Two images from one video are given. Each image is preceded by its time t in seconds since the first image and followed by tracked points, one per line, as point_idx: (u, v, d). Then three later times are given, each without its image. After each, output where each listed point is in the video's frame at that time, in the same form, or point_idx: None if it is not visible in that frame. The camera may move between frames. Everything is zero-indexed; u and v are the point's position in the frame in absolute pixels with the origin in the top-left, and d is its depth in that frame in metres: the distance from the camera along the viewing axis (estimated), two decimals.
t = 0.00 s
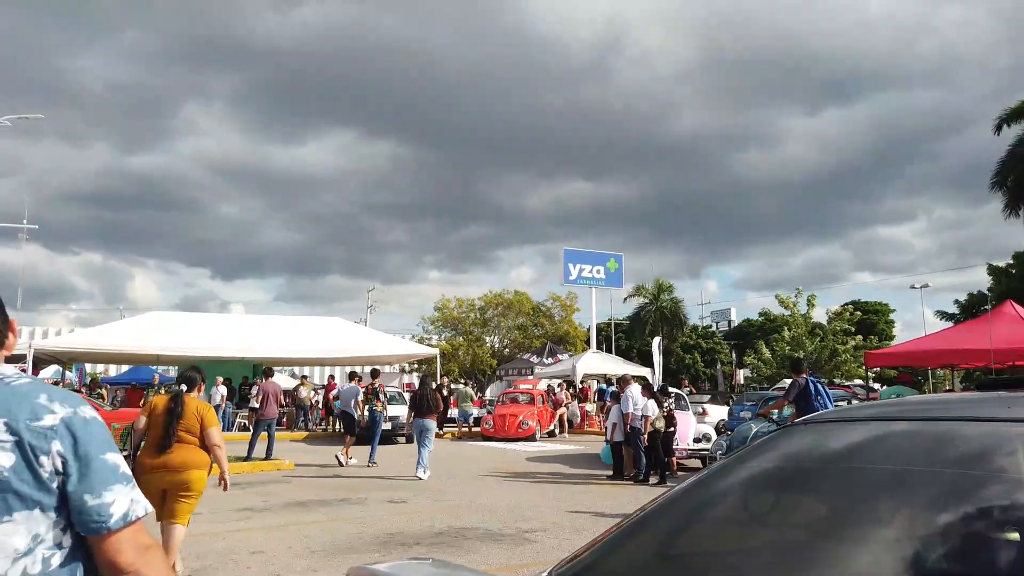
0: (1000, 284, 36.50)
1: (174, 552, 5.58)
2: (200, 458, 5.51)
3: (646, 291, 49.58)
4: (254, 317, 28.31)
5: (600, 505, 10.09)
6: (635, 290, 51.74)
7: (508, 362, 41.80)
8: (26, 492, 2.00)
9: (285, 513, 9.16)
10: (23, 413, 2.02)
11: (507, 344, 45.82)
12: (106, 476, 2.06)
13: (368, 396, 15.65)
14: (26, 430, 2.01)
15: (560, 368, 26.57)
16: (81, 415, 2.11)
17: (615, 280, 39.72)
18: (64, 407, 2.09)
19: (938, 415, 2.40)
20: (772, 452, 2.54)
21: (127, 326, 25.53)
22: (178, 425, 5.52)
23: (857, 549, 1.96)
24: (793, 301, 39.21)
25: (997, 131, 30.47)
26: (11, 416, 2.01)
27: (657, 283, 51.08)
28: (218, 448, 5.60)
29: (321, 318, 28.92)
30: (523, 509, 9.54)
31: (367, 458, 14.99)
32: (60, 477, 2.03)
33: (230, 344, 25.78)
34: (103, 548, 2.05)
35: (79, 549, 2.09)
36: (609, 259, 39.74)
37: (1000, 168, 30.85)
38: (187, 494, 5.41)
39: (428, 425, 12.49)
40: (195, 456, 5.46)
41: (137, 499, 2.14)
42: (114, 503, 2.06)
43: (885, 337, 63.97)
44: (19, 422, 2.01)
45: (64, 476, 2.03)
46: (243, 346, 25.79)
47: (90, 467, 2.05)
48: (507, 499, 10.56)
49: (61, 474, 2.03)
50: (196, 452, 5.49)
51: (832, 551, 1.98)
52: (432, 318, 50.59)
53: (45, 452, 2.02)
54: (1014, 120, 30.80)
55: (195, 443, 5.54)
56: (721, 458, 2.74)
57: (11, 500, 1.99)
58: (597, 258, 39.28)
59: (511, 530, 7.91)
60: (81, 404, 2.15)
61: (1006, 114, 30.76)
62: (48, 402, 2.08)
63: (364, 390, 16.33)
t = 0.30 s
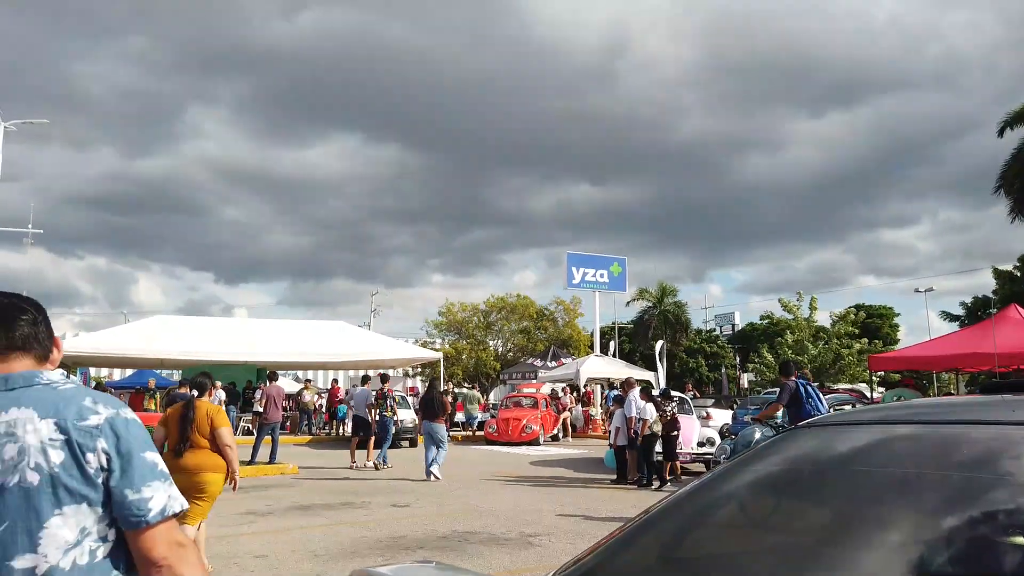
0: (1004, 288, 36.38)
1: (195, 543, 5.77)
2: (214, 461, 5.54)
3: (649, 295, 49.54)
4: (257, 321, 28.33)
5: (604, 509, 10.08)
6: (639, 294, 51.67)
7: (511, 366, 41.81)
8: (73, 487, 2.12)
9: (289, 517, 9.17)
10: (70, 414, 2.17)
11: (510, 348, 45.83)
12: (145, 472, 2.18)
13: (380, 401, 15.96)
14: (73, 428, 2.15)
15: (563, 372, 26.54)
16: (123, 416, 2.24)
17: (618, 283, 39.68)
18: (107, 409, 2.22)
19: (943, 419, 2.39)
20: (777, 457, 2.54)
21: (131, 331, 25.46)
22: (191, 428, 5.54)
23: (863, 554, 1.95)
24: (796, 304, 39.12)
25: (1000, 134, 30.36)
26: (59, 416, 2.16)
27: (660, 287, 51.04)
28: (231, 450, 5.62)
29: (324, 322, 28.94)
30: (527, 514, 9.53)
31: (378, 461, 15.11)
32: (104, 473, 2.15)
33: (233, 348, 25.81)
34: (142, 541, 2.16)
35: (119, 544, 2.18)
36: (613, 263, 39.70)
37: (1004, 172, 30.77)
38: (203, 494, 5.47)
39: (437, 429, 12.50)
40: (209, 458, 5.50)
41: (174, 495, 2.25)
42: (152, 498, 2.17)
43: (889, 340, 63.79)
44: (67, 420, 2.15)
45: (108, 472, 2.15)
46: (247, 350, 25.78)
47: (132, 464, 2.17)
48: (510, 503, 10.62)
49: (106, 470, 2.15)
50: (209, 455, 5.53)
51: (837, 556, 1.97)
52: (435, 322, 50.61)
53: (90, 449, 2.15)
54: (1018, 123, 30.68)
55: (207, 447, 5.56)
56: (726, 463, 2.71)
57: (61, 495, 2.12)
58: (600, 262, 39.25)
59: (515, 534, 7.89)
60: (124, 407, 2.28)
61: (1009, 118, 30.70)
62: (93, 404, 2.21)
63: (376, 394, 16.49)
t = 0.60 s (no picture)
0: (1009, 292, 36.24)
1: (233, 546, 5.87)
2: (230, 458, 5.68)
3: (653, 299, 49.51)
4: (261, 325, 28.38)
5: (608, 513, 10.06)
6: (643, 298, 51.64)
7: (514, 370, 41.81)
8: (167, 506, 2.10)
9: (293, 521, 9.18)
10: (170, 435, 2.14)
11: (514, 352, 45.86)
12: (229, 497, 2.16)
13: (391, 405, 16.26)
14: (171, 449, 2.12)
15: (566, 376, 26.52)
16: (217, 442, 2.21)
17: (622, 287, 39.66)
18: (203, 433, 2.19)
19: (947, 424, 2.38)
20: (779, 461, 2.53)
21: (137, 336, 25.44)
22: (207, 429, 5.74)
23: (868, 558, 1.94)
24: (800, 309, 39.03)
25: (1005, 139, 30.31)
26: (159, 436, 2.13)
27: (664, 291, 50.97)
28: (247, 441, 5.73)
29: (328, 326, 28.95)
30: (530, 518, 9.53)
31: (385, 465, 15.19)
32: (193, 495, 2.12)
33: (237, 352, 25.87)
34: (222, 561, 2.14)
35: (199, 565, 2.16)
36: (616, 267, 39.68)
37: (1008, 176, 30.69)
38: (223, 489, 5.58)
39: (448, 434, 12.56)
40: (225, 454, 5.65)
41: (250, 520, 2.23)
42: (231, 522, 2.15)
43: (894, 345, 63.63)
44: (167, 442, 2.13)
45: (197, 494, 2.13)
46: (252, 354, 25.81)
47: (219, 488, 2.15)
48: (513, 507, 10.65)
49: (195, 491, 2.13)
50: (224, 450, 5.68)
51: (843, 561, 1.96)
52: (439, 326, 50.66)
53: (184, 471, 2.12)
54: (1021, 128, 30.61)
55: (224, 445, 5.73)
56: (729, 468, 2.71)
57: (154, 509, 2.09)
58: (603, 266, 39.26)
59: (518, 539, 7.89)
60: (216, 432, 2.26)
61: (1012, 123, 30.64)
62: (189, 427, 2.18)
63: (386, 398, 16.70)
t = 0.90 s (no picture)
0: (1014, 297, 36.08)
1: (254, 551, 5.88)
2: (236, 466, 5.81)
3: (656, 303, 49.43)
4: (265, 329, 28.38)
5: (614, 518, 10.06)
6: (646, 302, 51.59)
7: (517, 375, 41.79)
8: (243, 507, 2.16)
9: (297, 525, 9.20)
10: (253, 440, 2.19)
11: (517, 356, 45.84)
12: (302, 503, 2.19)
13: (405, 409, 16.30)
14: (253, 453, 2.18)
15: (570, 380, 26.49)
16: (296, 450, 2.26)
17: (625, 291, 39.60)
18: (282, 441, 2.24)
19: (951, 429, 2.38)
20: (783, 466, 2.53)
21: (142, 340, 25.39)
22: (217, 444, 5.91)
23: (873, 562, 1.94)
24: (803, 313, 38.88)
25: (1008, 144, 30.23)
26: (244, 440, 2.18)
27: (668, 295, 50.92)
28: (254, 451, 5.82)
29: (331, 330, 28.92)
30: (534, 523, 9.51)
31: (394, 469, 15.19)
32: (268, 498, 2.17)
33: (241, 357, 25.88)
34: (288, 565, 2.18)
35: (263, 565, 2.21)
36: (620, 271, 39.61)
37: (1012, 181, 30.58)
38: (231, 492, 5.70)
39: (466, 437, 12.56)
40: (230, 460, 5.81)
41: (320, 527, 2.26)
42: (300, 528, 2.18)
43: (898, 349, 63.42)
44: (250, 447, 2.18)
45: (271, 498, 2.17)
46: (256, 358, 25.83)
47: (293, 495, 2.18)
48: (516, 511, 10.67)
49: (270, 494, 2.17)
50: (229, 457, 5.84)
51: (848, 564, 1.96)
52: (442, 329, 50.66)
53: (261, 475, 2.17)
54: None
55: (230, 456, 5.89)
56: (735, 471, 2.71)
57: (231, 508, 2.15)
58: (607, 270, 39.22)
59: (522, 543, 7.87)
60: (295, 441, 2.31)
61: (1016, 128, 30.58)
62: (271, 434, 2.23)
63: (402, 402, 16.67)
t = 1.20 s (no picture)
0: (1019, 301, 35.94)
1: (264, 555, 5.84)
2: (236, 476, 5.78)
3: (660, 306, 49.29)
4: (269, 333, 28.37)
5: (619, 522, 10.04)
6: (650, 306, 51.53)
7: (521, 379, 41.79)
8: (285, 506, 2.19)
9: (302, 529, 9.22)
10: (290, 442, 2.22)
11: (521, 360, 45.83)
12: (337, 500, 2.25)
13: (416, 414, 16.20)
14: (293, 456, 2.20)
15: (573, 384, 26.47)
16: (330, 450, 2.31)
17: (629, 295, 39.52)
18: (317, 443, 2.28)
19: (956, 434, 2.37)
20: (789, 470, 2.52)
21: (148, 344, 25.41)
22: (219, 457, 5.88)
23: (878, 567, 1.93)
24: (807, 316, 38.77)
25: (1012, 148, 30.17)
26: (283, 443, 2.21)
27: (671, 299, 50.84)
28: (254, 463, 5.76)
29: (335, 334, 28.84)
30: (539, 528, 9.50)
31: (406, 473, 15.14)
32: (307, 497, 2.21)
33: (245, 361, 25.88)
34: (319, 560, 2.23)
35: (297, 561, 2.26)
36: (624, 275, 39.44)
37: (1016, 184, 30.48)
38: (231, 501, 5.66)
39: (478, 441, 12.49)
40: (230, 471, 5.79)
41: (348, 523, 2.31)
42: (333, 524, 2.23)
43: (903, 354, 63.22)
44: (290, 449, 2.21)
45: (309, 496, 2.22)
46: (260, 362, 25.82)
47: (329, 491, 2.24)
48: (520, 515, 10.65)
49: (309, 494, 2.21)
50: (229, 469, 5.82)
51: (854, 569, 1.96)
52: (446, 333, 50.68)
53: (301, 475, 2.20)
54: None
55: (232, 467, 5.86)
56: (739, 475, 2.70)
57: (272, 507, 2.18)
58: (611, 274, 39.19)
59: (525, 547, 7.87)
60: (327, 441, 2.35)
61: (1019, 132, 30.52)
62: (307, 436, 2.26)
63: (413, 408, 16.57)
